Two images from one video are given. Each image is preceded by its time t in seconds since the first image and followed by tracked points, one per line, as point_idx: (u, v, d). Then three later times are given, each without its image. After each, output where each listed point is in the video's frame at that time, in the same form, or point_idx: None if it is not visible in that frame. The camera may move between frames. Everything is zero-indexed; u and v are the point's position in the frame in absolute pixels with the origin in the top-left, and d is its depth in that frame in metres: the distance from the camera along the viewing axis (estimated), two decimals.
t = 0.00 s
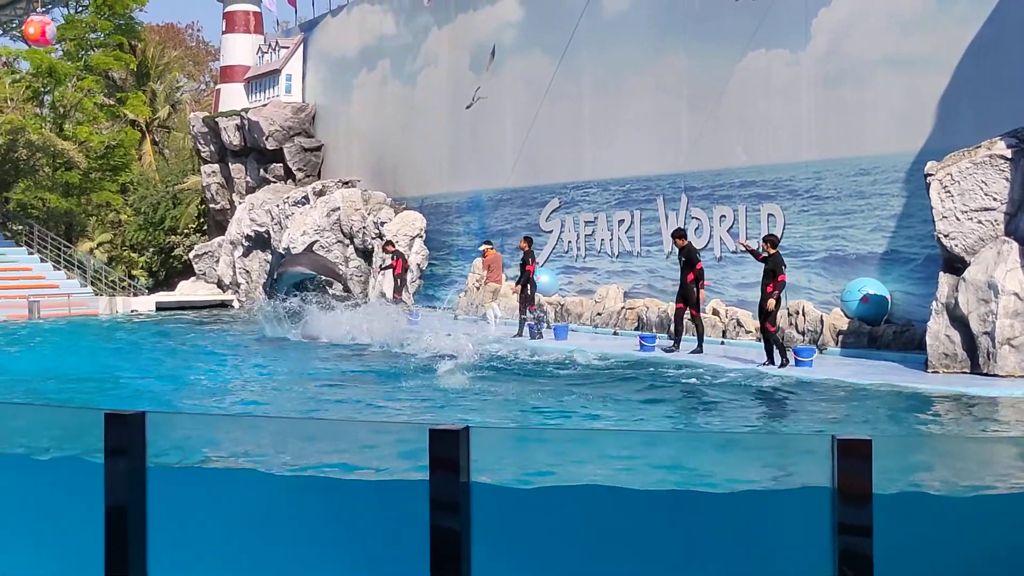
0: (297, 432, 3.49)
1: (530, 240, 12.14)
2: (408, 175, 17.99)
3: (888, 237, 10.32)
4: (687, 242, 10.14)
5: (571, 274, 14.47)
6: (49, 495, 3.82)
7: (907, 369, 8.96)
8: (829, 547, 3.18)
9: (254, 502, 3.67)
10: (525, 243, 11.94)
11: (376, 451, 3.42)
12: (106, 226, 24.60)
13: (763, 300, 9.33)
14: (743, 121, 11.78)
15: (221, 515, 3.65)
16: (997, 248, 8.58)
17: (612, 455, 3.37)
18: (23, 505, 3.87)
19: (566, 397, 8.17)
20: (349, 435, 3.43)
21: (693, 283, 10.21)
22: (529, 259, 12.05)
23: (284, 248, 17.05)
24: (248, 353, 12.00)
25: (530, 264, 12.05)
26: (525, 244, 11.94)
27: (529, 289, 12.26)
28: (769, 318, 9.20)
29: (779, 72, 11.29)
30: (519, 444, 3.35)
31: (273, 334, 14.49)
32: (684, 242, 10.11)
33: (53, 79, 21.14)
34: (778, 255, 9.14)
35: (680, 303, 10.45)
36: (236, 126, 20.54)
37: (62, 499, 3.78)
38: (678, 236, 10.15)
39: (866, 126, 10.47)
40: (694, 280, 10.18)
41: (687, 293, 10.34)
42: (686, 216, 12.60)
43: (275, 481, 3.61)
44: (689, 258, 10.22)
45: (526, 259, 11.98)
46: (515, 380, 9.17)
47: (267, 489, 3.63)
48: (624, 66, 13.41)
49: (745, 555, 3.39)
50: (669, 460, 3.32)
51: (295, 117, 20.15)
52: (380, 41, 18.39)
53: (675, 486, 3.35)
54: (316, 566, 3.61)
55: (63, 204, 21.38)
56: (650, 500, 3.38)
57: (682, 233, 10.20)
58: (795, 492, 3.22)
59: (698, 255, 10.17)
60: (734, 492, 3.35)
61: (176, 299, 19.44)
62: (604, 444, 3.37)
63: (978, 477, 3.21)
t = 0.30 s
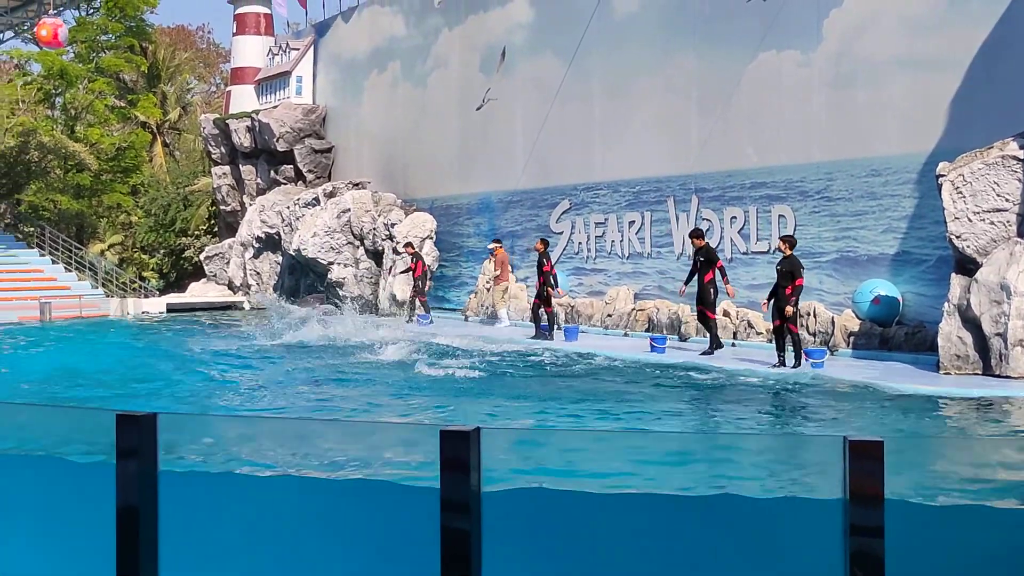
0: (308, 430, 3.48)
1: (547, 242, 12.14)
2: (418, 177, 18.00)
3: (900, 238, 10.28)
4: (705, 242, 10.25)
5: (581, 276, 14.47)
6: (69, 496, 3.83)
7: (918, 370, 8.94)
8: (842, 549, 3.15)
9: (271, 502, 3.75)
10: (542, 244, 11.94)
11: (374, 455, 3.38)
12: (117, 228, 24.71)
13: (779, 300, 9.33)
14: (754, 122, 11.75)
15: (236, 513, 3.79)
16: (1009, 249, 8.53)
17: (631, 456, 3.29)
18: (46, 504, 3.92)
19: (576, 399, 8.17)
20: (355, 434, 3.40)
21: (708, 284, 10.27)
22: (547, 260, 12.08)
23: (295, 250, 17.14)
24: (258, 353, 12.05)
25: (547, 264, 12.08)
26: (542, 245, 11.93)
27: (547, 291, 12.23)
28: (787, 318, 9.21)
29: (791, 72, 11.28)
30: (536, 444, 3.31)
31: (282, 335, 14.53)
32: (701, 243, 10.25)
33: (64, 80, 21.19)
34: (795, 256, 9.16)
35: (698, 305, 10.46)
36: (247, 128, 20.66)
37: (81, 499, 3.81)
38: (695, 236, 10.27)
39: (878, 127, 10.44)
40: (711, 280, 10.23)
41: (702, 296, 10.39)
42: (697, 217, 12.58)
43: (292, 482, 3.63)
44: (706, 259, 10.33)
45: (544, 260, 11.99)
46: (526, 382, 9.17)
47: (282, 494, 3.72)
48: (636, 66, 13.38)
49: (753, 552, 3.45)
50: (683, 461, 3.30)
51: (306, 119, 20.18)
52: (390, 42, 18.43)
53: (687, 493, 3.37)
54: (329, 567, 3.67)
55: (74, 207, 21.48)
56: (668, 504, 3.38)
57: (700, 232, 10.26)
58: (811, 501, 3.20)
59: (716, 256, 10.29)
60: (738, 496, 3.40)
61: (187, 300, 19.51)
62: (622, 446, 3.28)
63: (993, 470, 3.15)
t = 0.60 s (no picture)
0: (316, 430, 3.52)
1: (563, 242, 12.16)
2: (429, 178, 18.03)
3: (912, 238, 10.24)
4: (722, 242, 10.23)
5: (592, 276, 14.47)
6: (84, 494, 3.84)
7: (930, 370, 8.91)
8: (853, 551, 3.13)
9: (282, 502, 3.74)
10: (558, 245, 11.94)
11: (393, 460, 3.47)
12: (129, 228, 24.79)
13: (795, 301, 9.33)
14: (765, 121, 11.73)
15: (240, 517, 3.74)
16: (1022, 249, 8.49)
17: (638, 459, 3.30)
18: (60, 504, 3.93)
19: (587, 399, 8.16)
20: (373, 434, 3.46)
21: (723, 285, 10.26)
22: (563, 261, 12.09)
23: (306, 250, 17.11)
24: (270, 354, 12.08)
25: (563, 265, 12.11)
26: (559, 245, 11.94)
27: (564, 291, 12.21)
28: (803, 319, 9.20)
29: (803, 72, 11.25)
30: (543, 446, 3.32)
31: (292, 335, 14.55)
32: (718, 242, 10.22)
33: (76, 81, 21.30)
34: (812, 258, 9.14)
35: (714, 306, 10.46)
36: (258, 128, 20.69)
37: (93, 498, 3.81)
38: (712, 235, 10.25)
39: (889, 127, 10.40)
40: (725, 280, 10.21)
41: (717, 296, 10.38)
42: (708, 217, 12.56)
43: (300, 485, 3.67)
44: (720, 259, 10.32)
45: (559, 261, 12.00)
46: (536, 382, 9.15)
47: (288, 494, 3.71)
48: (648, 66, 13.34)
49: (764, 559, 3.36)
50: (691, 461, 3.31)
51: (317, 119, 20.26)
52: (401, 42, 18.47)
53: (689, 487, 3.37)
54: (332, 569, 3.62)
55: (86, 207, 21.60)
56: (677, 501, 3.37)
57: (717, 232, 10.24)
58: (817, 506, 3.17)
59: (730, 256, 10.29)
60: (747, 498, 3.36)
61: (198, 300, 19.57)
62: (632, 451, 3.33)
63: (1004, 475, 3.12)
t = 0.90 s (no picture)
0: (322, 431, 3.51)
1: (580, 243, 12.15)
2: (440, 178, 18.04)
3: (924, 238, 10.21)
4: (736, 241, 10.23)
5: (604, 275, 14.48)
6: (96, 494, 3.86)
7: (943, 370, 8.88)
8: (865, 550, 3.16)
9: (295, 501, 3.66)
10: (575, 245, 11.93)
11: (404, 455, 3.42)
12: (141, 228, 24.88)
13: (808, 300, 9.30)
14: (777, 121, 11.71)
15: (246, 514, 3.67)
16: None
17: (647, 465, 3.30)
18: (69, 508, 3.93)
19: (598, 399, 8.15)
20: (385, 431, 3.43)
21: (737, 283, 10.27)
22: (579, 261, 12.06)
23: (317, 250, 17.16)
24: (281, 353, 12.11)
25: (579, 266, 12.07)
26: (575, 245, 11.93)
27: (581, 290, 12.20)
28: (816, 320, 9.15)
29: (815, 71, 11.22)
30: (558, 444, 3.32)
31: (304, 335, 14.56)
32: (732, 242, 10.21)
33: (88, 81, 21.31)
34: (824, 258, 9.09)
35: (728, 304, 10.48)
36: (269, 128, 20.72)
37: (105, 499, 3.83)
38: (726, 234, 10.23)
39: (902, 126, 10.36)
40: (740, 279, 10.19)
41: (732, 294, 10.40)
42: (720, 217, 12.53)
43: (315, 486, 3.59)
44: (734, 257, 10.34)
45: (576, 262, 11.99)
46: (548, 382, 9.15)
47: (302, 494, 3.63)
48: (660, 65, 13.33)
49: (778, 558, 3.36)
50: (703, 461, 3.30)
51: (328, 119, 20.30)
52: (412, 42, 18.50)
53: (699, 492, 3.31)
54: (342, 568, 3.60)
55: (98, 207, 21.71)
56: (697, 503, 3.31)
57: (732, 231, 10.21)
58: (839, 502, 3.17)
59: (744, 254, 10.29)
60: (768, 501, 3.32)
61: (210, 300, 19.64)
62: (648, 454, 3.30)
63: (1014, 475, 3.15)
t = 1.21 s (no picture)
0: (330, 428, 3.48)
1: (593, 242, 12.14)
2: (450, 178, 18.06)
3: (936, 237, 10.17)
4: (749, 240, 10.24)
5: (614, 275, 14.48)
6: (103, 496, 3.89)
7: (953, 370, 8.85)
8: (877, 551, 3.12)
9: (298, 503, 3.71)
10: (586, 245, 11.91)
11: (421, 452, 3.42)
12: (151, 227, 24.98)
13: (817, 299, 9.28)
14: (788, 121, 11.69)
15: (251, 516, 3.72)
16: None
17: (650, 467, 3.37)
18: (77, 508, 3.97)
19: (607, 399, 8.14)
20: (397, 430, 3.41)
21: (750, 282, 10.24)
22: (593, 261, 12.02)
23: (328, 250, 17.20)
24: (291, 353, 12.13)
25: (593, 266, 12.03)
26: (588, 245, 11.91)
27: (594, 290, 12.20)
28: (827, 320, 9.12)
29: (825, 70, 11.18)
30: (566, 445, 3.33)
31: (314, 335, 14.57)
32: (745, 241, 10.22)
33: (98, 81, 21.37)
34: (836, 257, 9.08)
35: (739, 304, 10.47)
36: (280, 128, 20.78)
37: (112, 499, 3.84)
38: (739, 234, 10.23)
39: (913, 126, 10.33)
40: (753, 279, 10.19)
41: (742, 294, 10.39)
42: (730, 216, 12.51)
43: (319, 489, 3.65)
44: (747, 257, 10.35)
45: (589, 262, 11.97)
46: (558, 381, 9.14)
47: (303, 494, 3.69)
48: (670, 65, 13.31)
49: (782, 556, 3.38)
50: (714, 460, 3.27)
51: (338, 119, 20.36)
52: (422, 41, 18.53)
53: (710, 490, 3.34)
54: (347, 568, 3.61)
55: (108, 207, 21.78)
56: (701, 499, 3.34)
57: (744, 231, 10.20)
58: (841, 497, 3.17)
59: (757, 254, 10.31)
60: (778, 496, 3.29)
61: (220, 299, 19.69)
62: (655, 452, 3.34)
63: None
